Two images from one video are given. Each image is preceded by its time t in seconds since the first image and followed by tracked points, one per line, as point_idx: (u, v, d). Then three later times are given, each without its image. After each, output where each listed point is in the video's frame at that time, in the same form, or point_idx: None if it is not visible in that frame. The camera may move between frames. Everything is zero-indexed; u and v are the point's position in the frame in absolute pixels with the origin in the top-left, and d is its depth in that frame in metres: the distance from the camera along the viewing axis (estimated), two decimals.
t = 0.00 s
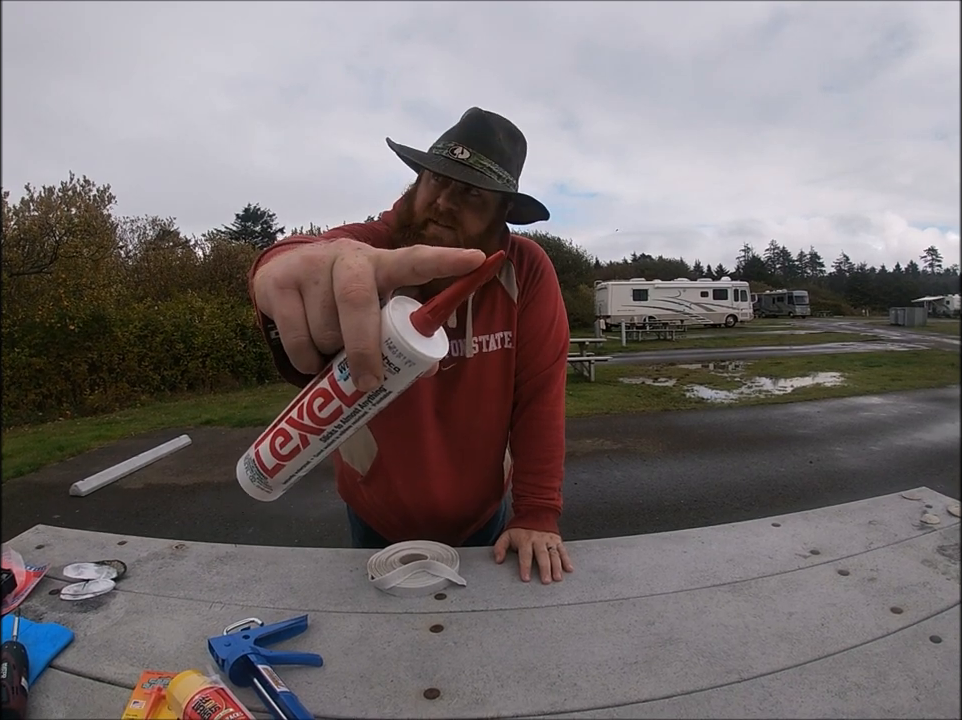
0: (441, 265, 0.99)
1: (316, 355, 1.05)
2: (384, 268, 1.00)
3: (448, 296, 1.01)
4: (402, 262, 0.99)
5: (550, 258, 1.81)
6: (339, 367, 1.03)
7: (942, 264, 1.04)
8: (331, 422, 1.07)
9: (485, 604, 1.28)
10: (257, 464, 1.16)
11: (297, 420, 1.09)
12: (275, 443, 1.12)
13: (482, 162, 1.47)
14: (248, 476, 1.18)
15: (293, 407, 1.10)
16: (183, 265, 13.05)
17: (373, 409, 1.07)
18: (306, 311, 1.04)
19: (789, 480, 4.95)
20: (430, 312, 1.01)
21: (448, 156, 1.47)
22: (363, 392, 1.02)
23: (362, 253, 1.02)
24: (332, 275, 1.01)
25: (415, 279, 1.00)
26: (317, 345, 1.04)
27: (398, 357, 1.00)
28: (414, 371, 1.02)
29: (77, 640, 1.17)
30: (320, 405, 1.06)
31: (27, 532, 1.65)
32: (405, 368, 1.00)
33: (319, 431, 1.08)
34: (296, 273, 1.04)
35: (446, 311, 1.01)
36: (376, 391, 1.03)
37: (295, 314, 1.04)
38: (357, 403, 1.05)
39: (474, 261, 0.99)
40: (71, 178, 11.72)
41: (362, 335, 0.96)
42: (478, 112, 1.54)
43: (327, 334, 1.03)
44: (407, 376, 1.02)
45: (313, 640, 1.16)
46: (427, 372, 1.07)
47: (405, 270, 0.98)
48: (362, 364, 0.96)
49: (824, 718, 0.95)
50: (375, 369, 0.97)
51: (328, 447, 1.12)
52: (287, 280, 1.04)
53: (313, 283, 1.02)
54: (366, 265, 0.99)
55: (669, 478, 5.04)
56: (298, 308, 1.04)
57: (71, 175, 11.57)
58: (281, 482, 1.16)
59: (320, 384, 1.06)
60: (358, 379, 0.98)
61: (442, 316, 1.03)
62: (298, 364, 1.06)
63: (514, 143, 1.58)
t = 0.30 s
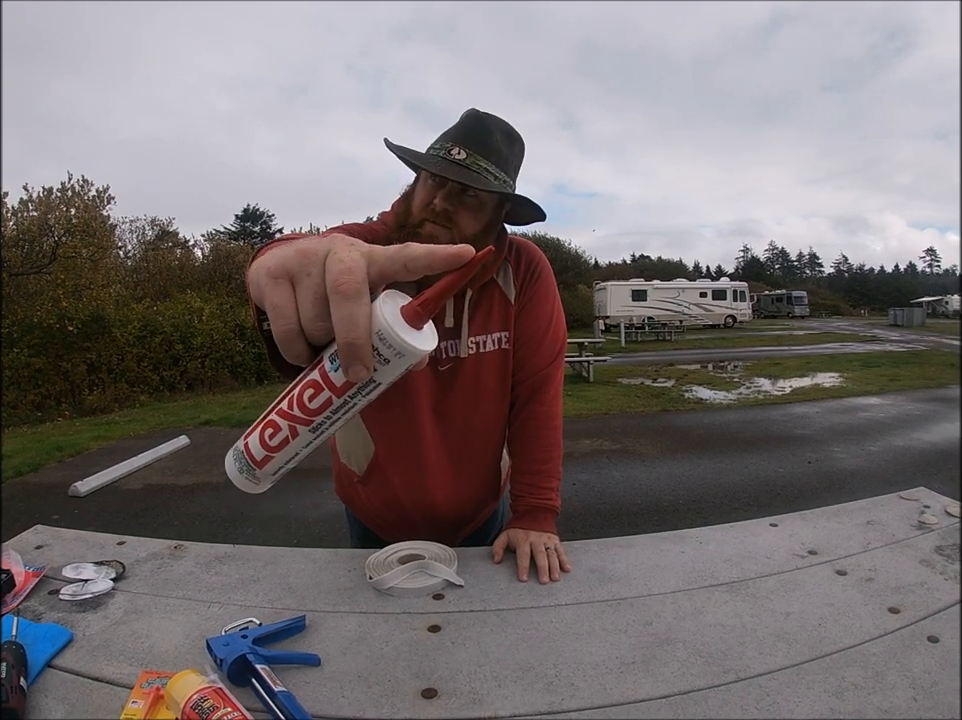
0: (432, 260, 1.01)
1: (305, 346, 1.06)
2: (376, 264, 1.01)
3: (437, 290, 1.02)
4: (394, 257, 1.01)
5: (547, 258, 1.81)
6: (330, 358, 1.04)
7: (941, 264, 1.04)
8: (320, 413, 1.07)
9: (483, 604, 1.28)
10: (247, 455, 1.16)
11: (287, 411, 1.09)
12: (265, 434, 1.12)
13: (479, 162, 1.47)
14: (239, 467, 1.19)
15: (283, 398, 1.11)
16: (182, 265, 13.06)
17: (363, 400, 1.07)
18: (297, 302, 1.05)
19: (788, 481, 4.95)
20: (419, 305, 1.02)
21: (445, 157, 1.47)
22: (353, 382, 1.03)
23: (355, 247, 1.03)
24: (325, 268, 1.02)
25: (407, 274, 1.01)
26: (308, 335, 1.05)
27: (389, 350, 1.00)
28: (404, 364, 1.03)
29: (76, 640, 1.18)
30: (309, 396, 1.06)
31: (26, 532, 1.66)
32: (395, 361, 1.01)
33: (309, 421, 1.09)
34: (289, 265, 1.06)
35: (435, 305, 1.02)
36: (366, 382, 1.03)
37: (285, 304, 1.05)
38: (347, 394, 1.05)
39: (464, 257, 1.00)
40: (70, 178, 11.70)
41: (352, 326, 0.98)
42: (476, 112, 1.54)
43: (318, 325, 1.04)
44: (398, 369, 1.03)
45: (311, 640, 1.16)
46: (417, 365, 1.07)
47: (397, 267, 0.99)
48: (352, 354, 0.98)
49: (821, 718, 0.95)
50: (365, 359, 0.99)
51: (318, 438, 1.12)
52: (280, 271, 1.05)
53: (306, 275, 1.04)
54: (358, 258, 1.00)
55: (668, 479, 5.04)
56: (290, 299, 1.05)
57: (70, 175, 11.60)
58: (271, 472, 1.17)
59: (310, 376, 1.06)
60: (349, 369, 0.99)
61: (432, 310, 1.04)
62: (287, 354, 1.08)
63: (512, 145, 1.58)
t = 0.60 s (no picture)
0: (425, 237, 1.02)
1: (298, 320, 1.08)
2: (370, 240, 1.03)
3: (430, 267, 1.02)
4: (388, 234, 1.02)
5: (543, 259, 1.81)
6: (322, 331, 1.04)
7: (939, 263, 1.05)
8: (310, 387, 1.07)
9: (480, 605, 1.28)
10: (238, 433, 1.15)
11: (278, 386, 1.09)
12: (256, 410, 1.12)
13: (482, 159, 1.48)
14: (228, 446, 1.18)
15: (275, 374, 1.11)
16: (180, 265, 13.05)
17: (355, 375, 1.08)
18: (292, 277, 1.07)
19: (785, 480, 4.96)
20: (412, 278, 1.03)
21: (448, 158, 1.47)
22: (346, 356, 1.04)
23: (350, 224, 1.06)
24: (320, 242, 1.05)
25: (401, 251, 1.02)
26: (302, 308, 1.07)
27: (382, 323, 1.02)
28: (397, 337, 1.04)
29: (72, 641, 1.17)
30: (302, 370, 1.07)
31: (22, 533, 1.65)
32: (387, 334, 1.02)
33: (301, 396, 1.09)
34: (284, 240, 1.08)
35: (428, 280, 1.03)
36: (357, 355, 1.04)
37: (280, 278, 1.07)
38: (339, 368, 1.06)
39: (457, 233, 1.01)
40: (66, 178, 11.67)
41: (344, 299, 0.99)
42: (467, 109, 1.54)
43: (311, 300, 1.06)
44: (390, 342, 1.04)
45: (308, 641, 1.16)
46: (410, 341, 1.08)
47: (391, 242, 1.01)
48: (345, 325, 0.99)
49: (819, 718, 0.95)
50: (357, 331, 1.00)
51: (310, 414, 1.12)
52: (276, 246, 1.08)
53: (301, 250, 1.06)
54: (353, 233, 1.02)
55: (666, 478, 5.04)
56: (284, 273, 1.08)
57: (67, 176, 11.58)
58: (260, 449, 1.16)
59: (303, 350, 1.07)
60: (342, 340, 1.00)
61: (425, 284, 1.04)
62: (279, 328, 1.09)
63: (505, 138, 1.58)
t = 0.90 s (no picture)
0: (429, 256, 1.02)
1: (302, 335, 1.08)
2: (374, 257, 1.03)
3: (433, 285, 1.03)
4: (391, 252, 1.03)
5: (543, 258, 1.81)
6: (326, 346, 1.05)
7: (937, 263, 1.05)
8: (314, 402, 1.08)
9: (481, 604, 1.28)
10: (240, 442, 1.16)
11: (282, 398, 1.10)
12: (259, 421, 1.13)
13: (484, 160, 1.48)
14: (231, 453, 1.18)
15: (279, 385, 1.11)
16: (179, 265, 13.04)
17: (357, 389, 1.08)
18: (296, 292, 1.07)
19: (785, 480, 4.97)
20: (416, 297, 1.04)
21: (450, 161, 1.47)
22: (349, 371, 1.04)
23: (353, 240, 1.06)
24: (324, 259, 1.05)
25: (403, 269, 1.03)
26: (306, 324, 1.07)
27: (385, 339, 1.02)
28: (400, 353, 1.04)
29: (73, 642, 1.17)
30: (306, 384, 1.08)
31: (22, 534, 1.65)
32: (390, 350, 1.03)
33: (304, 409, 1.09)
34: (288, 255, 1.08)
35: (431, 297, 1.04)
36: (361, 371, 1.05)
37: (284, 294, 1.07)
38: (343, 383, 1.07)
39: (460, 252, 1.01)
40: (65, 177, 11.64)
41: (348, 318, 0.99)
42: (464, 109, 1.54)
43: (316, 316, 1.06)
44: (394, 358, 1.05)
45: (309, 641, 1.16)
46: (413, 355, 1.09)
47: (394, 260, 1.01)
48: (349, 343, 0.99)
49: (820, 717, 0.95)
50: (361, 348, 1.01)
51: (312, 425, 1.13)
52: (279, 261, 1.08)
53: (305, 266, 1.06)
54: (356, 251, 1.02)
55: (666, 478, 5.04)
56: (288, 289, 1.07)
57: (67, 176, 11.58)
58: (262, 460, 1.17)
59: (307, 364, 1.08)
60: (346, 357, 1.01)
61: (428, 303, 1.05)
62: (283, 341, 1.09)
63: (503, 135, 1.58)
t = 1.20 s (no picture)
0: (434, 250, 1.02)
1: (307, 328, 1.07)
2: (381, 252, 1.02)
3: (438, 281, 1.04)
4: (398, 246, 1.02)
5: (545, 258, 1.81)
6: (332, 340, 1.05)
7: (938, 263, 1.05)
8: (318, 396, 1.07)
9: (482, 605, 1.28)
10: (242, 436, 1.15)
11: (285, 392, 1.09)
12: (262, 415, 1.12)
13: (487, 160, 1.48)
14: (232, 447, 1.18)
15: (282, 379, 1.11)
16: (180, 265, 13.03)
17: (363, 384, 1.08)
18: (302, 286, 1.06)
19: (786, 480, 4.96)
20: (423, 292, 1.04)
21: (453, 160, 1.46)
22: (354, 365, 1.04)
23: (361, 234, 1.05)
24: (330, 253, 1.04)
25: (410, 265, 1.02)
26: (312, 318, 1.06)
27: (391, 335, 1.02)
28: (406, 349, 1.04)
29: (73, 641, 1.17)
30: (310, 378, 1.07)
31: (22, 533, 1.65)
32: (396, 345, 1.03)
33: (307, 404, 1.09)
34: (294, 248, 1.06)
35: (438, 293, 1.04)
36: (367, 366, 1.04)
37: (290, 289, 1.06)
38: (347, 378, 1.06)
39: (468, 248, 1.02)
40: (65, 177, 11.62)
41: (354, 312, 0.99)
42: (467, 108, 1.54)
43: (322, 310, 1.05)
44: (399, 353, 1.05)
45: (309, 641, 1.16)
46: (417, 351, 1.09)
47: (401, 256, 1.00)
48: (355, 337, 0.99)
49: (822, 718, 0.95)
50: (367, 342, 1.00)
51: (315, 421, 1.13)
52: (286, 254, 1.06)
53: (310, 260, 1.05)
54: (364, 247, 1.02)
55: (667, 478, 5.04)
56: (294, 282, 1.06)
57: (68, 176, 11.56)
58: (264, 454, 1.16)
59: (312, 358, 1.07)
60: (352, 351, 1.00)
61: (435, 298, 1.05)
62: (288, 335, 1.09)
63: (507, 136, 1.58)
